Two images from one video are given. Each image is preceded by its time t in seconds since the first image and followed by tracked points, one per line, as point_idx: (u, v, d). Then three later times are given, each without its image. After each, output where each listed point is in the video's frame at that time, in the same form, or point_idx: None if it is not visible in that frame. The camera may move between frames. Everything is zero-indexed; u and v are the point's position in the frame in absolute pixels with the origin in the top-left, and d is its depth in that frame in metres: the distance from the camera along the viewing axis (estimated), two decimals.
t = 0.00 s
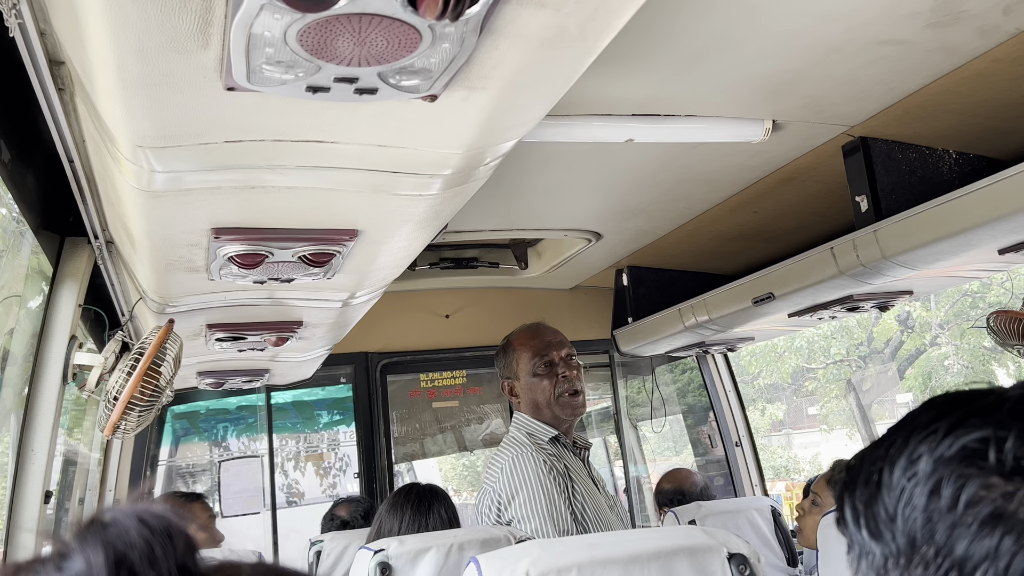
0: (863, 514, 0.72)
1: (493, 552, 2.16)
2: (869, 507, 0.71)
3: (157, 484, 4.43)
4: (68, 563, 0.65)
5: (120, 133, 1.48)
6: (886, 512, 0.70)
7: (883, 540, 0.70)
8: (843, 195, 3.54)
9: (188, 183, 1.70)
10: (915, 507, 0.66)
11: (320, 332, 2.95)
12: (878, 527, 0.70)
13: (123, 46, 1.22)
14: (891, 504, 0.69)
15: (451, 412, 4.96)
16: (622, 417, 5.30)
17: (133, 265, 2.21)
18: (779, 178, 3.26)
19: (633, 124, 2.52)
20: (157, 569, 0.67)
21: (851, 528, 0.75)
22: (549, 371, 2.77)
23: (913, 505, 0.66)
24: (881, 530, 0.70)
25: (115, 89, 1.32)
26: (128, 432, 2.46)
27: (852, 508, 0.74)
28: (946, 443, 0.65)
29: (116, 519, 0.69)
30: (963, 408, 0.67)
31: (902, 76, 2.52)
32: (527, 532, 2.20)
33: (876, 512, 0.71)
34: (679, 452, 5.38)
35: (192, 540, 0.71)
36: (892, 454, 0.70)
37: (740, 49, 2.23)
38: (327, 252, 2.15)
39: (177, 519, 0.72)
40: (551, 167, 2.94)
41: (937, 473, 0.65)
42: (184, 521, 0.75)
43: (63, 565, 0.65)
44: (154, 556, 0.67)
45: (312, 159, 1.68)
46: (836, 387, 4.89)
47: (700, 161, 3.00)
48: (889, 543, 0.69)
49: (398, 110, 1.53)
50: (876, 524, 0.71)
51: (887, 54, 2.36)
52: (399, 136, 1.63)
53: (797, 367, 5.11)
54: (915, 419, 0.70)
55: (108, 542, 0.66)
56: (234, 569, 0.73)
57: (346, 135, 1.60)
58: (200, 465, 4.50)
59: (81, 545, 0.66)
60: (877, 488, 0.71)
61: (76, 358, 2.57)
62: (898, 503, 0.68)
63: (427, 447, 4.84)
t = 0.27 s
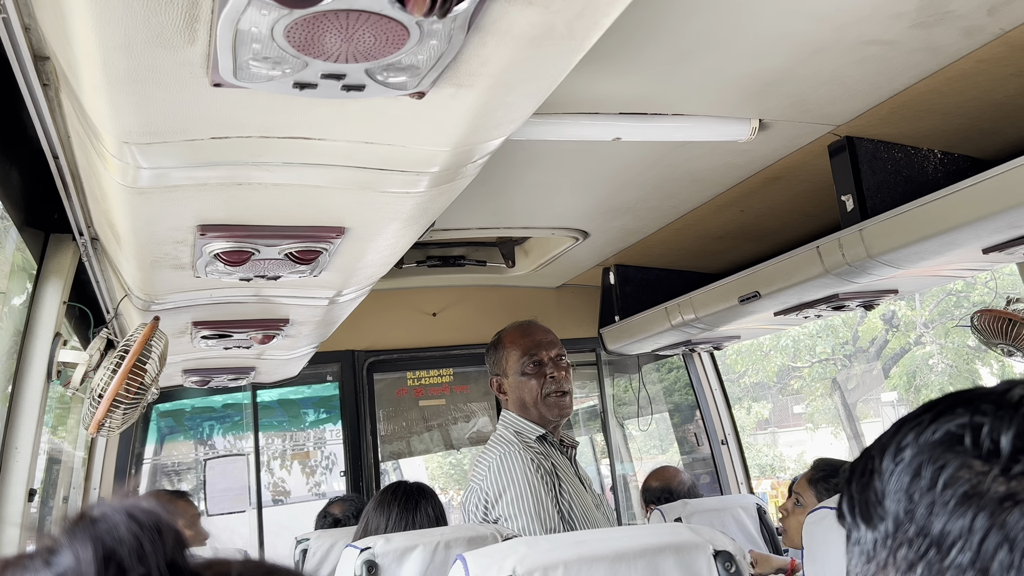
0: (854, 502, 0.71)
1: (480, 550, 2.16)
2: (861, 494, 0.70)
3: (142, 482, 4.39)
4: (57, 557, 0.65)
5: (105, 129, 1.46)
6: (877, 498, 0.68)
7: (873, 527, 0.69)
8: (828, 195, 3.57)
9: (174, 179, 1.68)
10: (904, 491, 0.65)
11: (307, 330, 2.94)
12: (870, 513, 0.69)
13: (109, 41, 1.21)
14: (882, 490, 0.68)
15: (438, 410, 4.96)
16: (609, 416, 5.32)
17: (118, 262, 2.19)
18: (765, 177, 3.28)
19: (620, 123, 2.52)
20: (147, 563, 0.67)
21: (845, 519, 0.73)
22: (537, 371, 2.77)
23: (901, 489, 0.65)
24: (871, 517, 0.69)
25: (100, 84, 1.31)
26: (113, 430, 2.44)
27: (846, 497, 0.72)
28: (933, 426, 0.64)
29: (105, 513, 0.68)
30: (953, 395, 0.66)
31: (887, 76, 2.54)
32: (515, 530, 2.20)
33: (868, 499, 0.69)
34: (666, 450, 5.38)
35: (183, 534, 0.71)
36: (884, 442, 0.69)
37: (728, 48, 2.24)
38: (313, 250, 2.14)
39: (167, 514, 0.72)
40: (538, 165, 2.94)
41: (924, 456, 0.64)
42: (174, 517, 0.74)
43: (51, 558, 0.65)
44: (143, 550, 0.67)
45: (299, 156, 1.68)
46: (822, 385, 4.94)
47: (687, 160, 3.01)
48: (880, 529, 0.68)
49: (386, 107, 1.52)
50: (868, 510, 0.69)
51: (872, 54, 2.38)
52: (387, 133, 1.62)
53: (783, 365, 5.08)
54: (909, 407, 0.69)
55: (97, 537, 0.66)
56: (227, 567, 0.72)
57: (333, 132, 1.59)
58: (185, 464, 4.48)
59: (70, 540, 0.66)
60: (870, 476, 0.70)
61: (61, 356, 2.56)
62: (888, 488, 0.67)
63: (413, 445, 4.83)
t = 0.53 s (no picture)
0: (854, 492, 0.67)
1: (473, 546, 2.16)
2: (862, 482, 0.67)
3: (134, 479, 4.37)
4: (46, 549, 0.65)
5: (96, 123, 1.45)
6: (880, 488, 0.65)
7: (872, 519, 0.66)
8: (821, 192, 3.58)
9: (166, 174, 1.67)
10: (909, 481, 0.63)
11: (299, 327, 2.93)
12: (871, 503, 0.66)
13: (101, 35, 1.20)
14: (884, 479, 0.65)
15: (431, 407, 4.95)
16: (601, 414, 5.25)
17: (109, 257, 2.18)
18: (758, 174, 3.29)
19: (614, 120, 2.52)
20: (139, 554, 0.66)
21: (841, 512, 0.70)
22: (529, 368, 2.77)
23: (907, 479, 0.63)
24: (871, 509, 0.66)
25: (92, 78, 1.30)
26: (104, 426, 2.43)
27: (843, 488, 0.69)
28: (943, 416, 0.62)
29: (95, 506, 0.68)
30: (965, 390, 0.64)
31: (879, 74, 2.55)
32: (507, 527, 2.20)
33: (869, 489, 0.66)
34: (658, 448, 5.33)
35: (173, 527, 0.71)
36: (889, 433, 0.66)
37: (722, 45, 2.24)
38: (306, 246, 2.13)
39: (159, 508, 0.72)
40: (531, 162, 2.93)
41: (933, 446, 0.62)
42: (167, 510, 0.74)
43: (42, 549, 0.65)
44: (133, 542, 0.66)
45: (291, 151, 1.67)
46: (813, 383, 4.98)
47: (680, 157, 3.02)
48: (881, 519, 0.65)
49: (379, 102, 1.52)
50: (869, 500, 0.66)
51: (865, 52, 2.38)
52: (380, 128, 1.62)
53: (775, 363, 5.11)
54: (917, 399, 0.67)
55: (88, 528, 0.65)
56: (219, 562, 0.72)
57: (326, 127, 1.59)
58: (176, 461, 4.44)
59: (59, 533, 0.65)
60: (873, 467, 0.67)
61: (51, 353, 2.55)
62: (892, 478, 0.64)
63: (405, 442, 4.83)
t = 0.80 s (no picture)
0: (867, 485, 0.76)
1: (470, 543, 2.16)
2: (873, 478, 0.76)
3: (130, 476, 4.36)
4: (56, 539, 0.66)
5: (96, 119, 1.45)
6: (890, 481, 0.74)
7: (881, 511, 0.74)
8: (818, 190, 3.59)
9: (165, 170, 1.67)
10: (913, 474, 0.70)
11: (297, 323, 2.93)
12: (880, 495, 0.74)
13: (101, 30, 1.20)
14: (894, 473, 0.73)
15: (428, 404, 4.96)
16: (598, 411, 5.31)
17: (107, 253, 2.17)
18: (756, 172, 3.29)
19: (612, 117, 2.52)
20: (142, 544, 0.68)
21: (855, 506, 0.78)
22: (527, 366, 2.77)
23: (912, 472, 0.71)
24: (880, 502, 0.74)
25: (92, 74, 1.30)
26: (102, 422, 2.42)
27: (858, 484, 0.78)
28: (947, 416, 0.70)
29: (103, 498, 0.69)
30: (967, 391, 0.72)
31: (877, 72, 2.56)
32: (505, 524, 2.20)
33: (879, 482, 0.75)
34: (655, 445, 5.40)
35: (176, 517, 0.72)
36: (898, 432, 0.75)
37: (720, 42, 2.24)
38: (304, 242, 2.13)
39: (164, 499, 0.73)
40: (530, 159, 2.94)
41: (934, 441, 0.70)
42: (171, 501, 0.75)
43: (51, 539, 0.66)
44: (140, 533, 0.68)
45: (291, 147, 1.67)
46: (809, 381, 5.00)
47: (678, 155, 3.02)
48: (889, 511, 0.73)
49: (379, 98, 1.52)
50: (878, 493, 0.75)
51: (863, 50, 2.39)
52: (380, 125, 1.62)
53: (771, 361, 5.17)
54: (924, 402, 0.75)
55: (93, 520, 0.67)
56: (220, 555, 0.73)
57: (325, 123, 1.59)
58: (173, 458, 4.44)
59: (65, 523, 0.67)
60: (884, 462, 0.75)
61: (49, 348, 2.54)
62: (900, 472, 0.73)
63: (402, 439, 4.83)
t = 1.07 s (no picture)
0: (862, 479, 0.76)
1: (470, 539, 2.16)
2: (869, 471, 0.76)
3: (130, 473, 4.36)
4: (62, 528, 0.66)
5: (96, 115, 1.45)
6: (885, 475, 0.74)
7: (875, 503, 0.74)
8: (818, 188, 3.59)
9: (166, 167, 1.67)
10: (907, 468, 0.71)
11: (297, 320, 2.93)
12: (876, 489, 0.75)
13: (101, 26, 1.19)
14: (889, 467, 0.74)
15: (428, 401, 4.96)
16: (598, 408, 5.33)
17: (107, 250, 2.17)
18: (756, 169, 3.29)
19: (612, 114, 2.52)
20: (144, 537, 0.68)
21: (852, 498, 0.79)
22: (527, 363, 2.77)
23: (908, 465, 0.71)
24: (874, 495, 0.75)
25: (93, 70, 1.30)
26: (102, 419, 2.42)
27: (854, 477, 0.78)
28: (940, 412, 0.70)
29: (107, 493, 0.69)
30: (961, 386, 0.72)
31: (877, 70, 2.56)
32: (505, 521, 2.20)
33: (875, 476, 0.75)
34: (654, 443, 5.43)
35: (179, 509, 0.72)
36: (894, 426, 0.75)
37: (721, 39, 2.24)
38: (304, 239, 2.13)
39: (169, 492, 0.73)
40: (530, 156, 2.94)
41: (928, 436, 0.70)
42: (176, 495, 0.75)
43: (56, 528, 0.66)
44: (146, 525, 0.68)
45: (291, 144, 1.67)
46: (809, 379, 4.97)
47: (678, 152, 3.02)
48: (884, 504, 0.73)
49: (379, 94, 1.52)
50: (874, 487, 0.75)
51: (864, 47, 2.38)
52: (380, 121, 1.62)
53: (770, 359, 5.18)
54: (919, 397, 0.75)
55: (99, 513, 0.67)
56: (226, 549, 0.74)
57: (326, 119, 1.59)
58: (173, 455, 4.44)
59: (70, 513, 0.67)
60: (879, 456, 0.76)
61: (49, 345, 2.54)
62: (895, 466, 0.73)
63: (402, 437, 4.85)
